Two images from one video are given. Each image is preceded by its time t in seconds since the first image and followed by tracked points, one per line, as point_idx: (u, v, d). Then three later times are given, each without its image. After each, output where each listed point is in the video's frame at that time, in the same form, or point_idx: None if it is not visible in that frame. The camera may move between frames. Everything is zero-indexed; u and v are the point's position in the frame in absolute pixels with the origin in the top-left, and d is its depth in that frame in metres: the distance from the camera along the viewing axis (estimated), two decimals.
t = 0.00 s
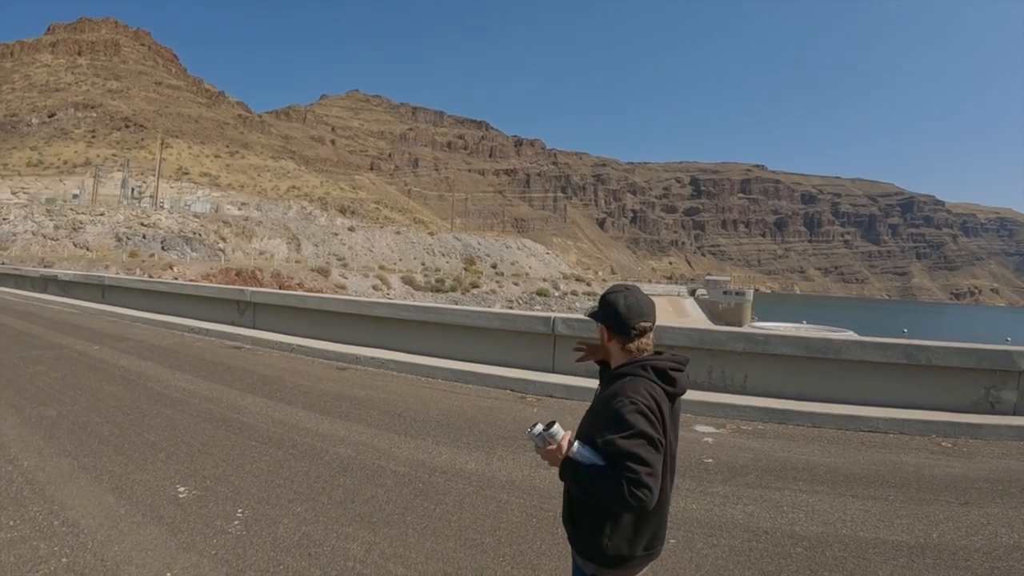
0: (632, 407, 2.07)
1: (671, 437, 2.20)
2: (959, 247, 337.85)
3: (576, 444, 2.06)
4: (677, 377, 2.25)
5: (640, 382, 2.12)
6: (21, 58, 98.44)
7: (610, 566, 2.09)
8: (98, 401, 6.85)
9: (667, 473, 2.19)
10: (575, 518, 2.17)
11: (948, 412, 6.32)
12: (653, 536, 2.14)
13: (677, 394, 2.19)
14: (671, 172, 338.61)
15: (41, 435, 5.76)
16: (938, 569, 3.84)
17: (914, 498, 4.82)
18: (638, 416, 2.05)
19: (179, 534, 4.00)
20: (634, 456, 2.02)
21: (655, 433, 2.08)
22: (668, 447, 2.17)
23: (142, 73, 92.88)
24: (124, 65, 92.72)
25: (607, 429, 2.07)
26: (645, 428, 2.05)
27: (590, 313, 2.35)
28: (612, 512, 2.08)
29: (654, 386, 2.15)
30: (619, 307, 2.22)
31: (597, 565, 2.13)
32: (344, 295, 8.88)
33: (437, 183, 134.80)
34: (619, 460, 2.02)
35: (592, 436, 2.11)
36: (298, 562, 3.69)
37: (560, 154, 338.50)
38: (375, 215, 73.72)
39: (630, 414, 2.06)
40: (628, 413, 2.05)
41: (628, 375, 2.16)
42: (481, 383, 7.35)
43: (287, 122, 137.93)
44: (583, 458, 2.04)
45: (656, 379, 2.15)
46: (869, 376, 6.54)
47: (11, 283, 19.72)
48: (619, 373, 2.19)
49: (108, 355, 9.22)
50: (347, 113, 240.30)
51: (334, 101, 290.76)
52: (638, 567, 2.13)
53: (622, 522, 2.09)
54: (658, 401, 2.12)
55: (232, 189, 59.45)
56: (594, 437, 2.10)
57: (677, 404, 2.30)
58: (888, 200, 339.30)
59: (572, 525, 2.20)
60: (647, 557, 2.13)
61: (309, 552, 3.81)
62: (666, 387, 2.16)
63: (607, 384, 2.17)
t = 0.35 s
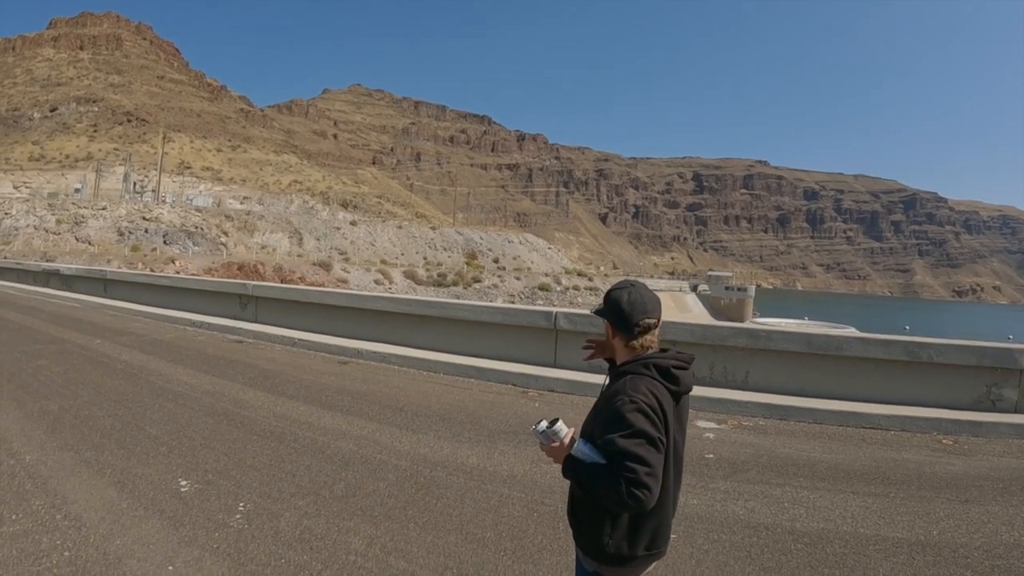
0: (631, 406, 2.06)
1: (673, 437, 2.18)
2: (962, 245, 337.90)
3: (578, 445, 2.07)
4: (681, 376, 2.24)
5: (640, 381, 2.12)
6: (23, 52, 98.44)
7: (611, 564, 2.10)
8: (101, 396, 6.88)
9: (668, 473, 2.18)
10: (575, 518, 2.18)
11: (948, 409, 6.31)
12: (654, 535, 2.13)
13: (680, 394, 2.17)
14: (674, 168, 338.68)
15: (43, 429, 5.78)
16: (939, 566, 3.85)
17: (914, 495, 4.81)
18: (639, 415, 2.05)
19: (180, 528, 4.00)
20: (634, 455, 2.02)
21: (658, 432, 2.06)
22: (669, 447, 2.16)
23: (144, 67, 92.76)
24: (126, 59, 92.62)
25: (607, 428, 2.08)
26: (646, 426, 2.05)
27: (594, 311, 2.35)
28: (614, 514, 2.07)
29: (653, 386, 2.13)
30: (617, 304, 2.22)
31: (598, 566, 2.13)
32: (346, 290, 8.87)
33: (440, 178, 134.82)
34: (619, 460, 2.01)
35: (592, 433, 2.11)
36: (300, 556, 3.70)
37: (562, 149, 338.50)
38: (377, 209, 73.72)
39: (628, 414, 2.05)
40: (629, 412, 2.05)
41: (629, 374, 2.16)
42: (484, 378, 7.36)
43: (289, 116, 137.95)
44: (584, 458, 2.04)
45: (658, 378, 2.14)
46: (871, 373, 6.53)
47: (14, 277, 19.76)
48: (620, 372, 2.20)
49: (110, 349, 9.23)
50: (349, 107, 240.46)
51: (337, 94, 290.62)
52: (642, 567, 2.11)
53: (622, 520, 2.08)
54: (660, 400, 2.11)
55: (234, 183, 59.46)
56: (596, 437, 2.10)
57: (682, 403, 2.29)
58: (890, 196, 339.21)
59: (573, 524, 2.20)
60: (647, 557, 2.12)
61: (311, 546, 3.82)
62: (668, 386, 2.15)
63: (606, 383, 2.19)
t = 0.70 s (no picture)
0: (641, 395, 2.06)
1: (682, 425, 2.18)
2: (967, 238, 337.93)
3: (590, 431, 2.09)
4: (692, 363, 2.23)
5: (651, 369, 2.11)
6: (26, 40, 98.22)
7: (619, 554, 2.09)
8: (105, 382, 6.92)
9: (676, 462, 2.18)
10: (582, 506, 2.16)
11: (949, 402, 6.31)
12: (662, 524, 2.12)
13: (690, 382, 2.17)
14: (679, 156, 338.58)
15: (49, 415, 5.82)
16: (941, 557, 3.86)
17: (914, 487, 4.83)
18: (652, 403, 2.05)
19: (184, 513, 4.04)
20: (645, 444, 2.02)
21: (669, 420, 2.07)
22: (679, 437, 2.16)
23: (147, 54, 92.49)
24: (130, 46, 92.35)
25: (620, 416, 2.07)
26: (658, 414, 2.04)
27: (601, 299, 2.35)
28: (625, 498, 2.08)
29: (664, 376, 2.13)
30: (627, 292, 2.22)
31: (605, 554, 2.12)
32: (350, 277, 8.88)
33: (444, 165, 134.71)
34: (629, 449, 2.02)
35: (602, 421, 2.10)
36: (303, 540, 3.73)
37: (567, 137, 338.12)
38: (381, 196, 73.68)
39: (639, 402, 2.04)
40: (642, 401, 2.04)
41: (640, 362, 2.15)
42: (488, 364, 7.37)
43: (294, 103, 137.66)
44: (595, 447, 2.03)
45: (669, 366, 2.14)
46: (874, 364, 6.53)
47: (18, 264, 19.79)
48: (630, 360, 2.19)
49: (115, 336, 9.27)
50: (354, 94, 239.99)
51: (341, 80, 289.83)
52: (648, 554, 2.11)
53: (630, 509, 2.08)
54: (671, 388, 2.11)
55: (238, 170, 59.45)
56: (606, 425, 2.09)
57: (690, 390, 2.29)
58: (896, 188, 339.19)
59: (579, 512, 2.19)
60: (653, 546, 2.12)
61: (314, 532, 3.85)
62: (678, 376, 2.16)
63: (616, 371, 2.19)
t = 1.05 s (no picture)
0: (665, 370, 2.07)
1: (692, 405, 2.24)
2: (971, 231, 338.22)
3: (610, 408, 2.08)
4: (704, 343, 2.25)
5: (674, 347, 2.12)
6: (30, 28, 98.12)
7: (637, 529, 2.10)
8: (110, 367, 6.96)
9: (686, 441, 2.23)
10: (598, 481, 2.16)
11: (949, 394, 6.30)
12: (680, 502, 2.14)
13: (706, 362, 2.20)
14: (685, 145, 338.54)
15: (54, 400, 5.86)
16: (942, 547, 3.88)
17: (916, 478, 4.84)
18: (680, 378, 2.06)
19: (189, 496, 4.07)
20: (670, 419, 2.03)
21: (692, 398, 2.09)
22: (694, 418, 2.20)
23: (151, 41, 92.28)
24: (134, 33, 92.15)
25: (644, 393, 2.08)
26: (685, 389, 2.06)
27: (617, 278, 2.32)
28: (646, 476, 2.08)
29: (684, 355, 2.14)
30: (641, 269, 2.23)
31: (626, 535, 2.12)
32: (355, 263, 8.89)
33: (449, 152, 134.56)
34: (657, 427, 2.03)
35: (624, 399, 2.11)
36: (308, 522, 3.77)
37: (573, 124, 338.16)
38: (386, 183, 73.67)
39: (659, 379, 2.06)
40: (669, 376, 2.05)
41: (660, 338, 2.17)
42: (492, 350, 7.39)
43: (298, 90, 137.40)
44: (620, 425, 2.03)
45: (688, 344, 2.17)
46: (878, 353, 6.53)
47: (23, 251, 19.87)
48: (650, 336, 2.19)
49: (119, 322, 9.30)
50: (357, 81, 239.36)
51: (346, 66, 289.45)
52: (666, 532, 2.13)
53: (648, 486, 2.09)
54: (691, 365, 2.13)
55: (242, 157, 59.46)
56: (632, 402, 2.09)
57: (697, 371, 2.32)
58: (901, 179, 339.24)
59: (599, 488, 2.17)
60: (666, 522, 2.13)
61: (318, 513, 3.88)
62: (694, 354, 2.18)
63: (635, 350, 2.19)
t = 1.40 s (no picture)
0: (688, 348, 2.12)
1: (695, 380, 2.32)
2: (978, 223, 338.02)
3: (634, 389, 2.10)
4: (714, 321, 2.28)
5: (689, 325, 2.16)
6: (35, 13, 97.84)
7: (657, 503, 2.16)
8: (116, 350, 7.00)
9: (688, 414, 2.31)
10: (619, 460, 2.18)
11: (953, 383, 6.27)
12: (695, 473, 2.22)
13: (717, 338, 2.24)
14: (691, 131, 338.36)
15: (61, 382, 5.89)
16: (943, 535, 3.89)
17: (919, 467, 4.85)
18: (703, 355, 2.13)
19: (195, 477, 4.10)
20: (697, 392, 2.09)
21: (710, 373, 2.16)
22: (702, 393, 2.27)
23: (156, 24, 91.93)
24: (138, 17, 91.80)
25: (670, 371, 2.12)
26: (706, 366, 2.13)
27: (625, 257, 2.31)
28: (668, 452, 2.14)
29: (695, 329, 2.20)
30: (651, 248, 2.24)
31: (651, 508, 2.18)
32: (360, 247, 8.90)
33: (455, 136, 134.21)
34: (684, 403, 2.08)
35: (649, 376, 2.14)
36: (312, 503, 3.80)
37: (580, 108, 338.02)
38: (391, 166, 73.52)
39: (684, 355, 2.11)
40: (692, 353, 2.10)
41: (674, 317, 2.19)
42: (497, 334, 7.40)
43: (304, 73, 136.90)
44: (650, 405, 2.06)
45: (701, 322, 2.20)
46: (882, 342, 6.51)
47: (28, 235, 19.93)
48: (662, 316, 2.22)
49: (125, 305, 9.32)
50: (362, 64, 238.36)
51: (352, 51, 288.44)
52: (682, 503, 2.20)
53: (670, 459, 2.15)
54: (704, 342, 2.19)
55: (247, 140, 59.34)
56: (657, 380, 2.13)
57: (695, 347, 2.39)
58: (909, 169, 339.09)
59: (618, 468, 2.20)
60: (678, 493, 2.20)
61: (324, 494, 3.91)
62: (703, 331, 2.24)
63: (646, 330, 2.20)
